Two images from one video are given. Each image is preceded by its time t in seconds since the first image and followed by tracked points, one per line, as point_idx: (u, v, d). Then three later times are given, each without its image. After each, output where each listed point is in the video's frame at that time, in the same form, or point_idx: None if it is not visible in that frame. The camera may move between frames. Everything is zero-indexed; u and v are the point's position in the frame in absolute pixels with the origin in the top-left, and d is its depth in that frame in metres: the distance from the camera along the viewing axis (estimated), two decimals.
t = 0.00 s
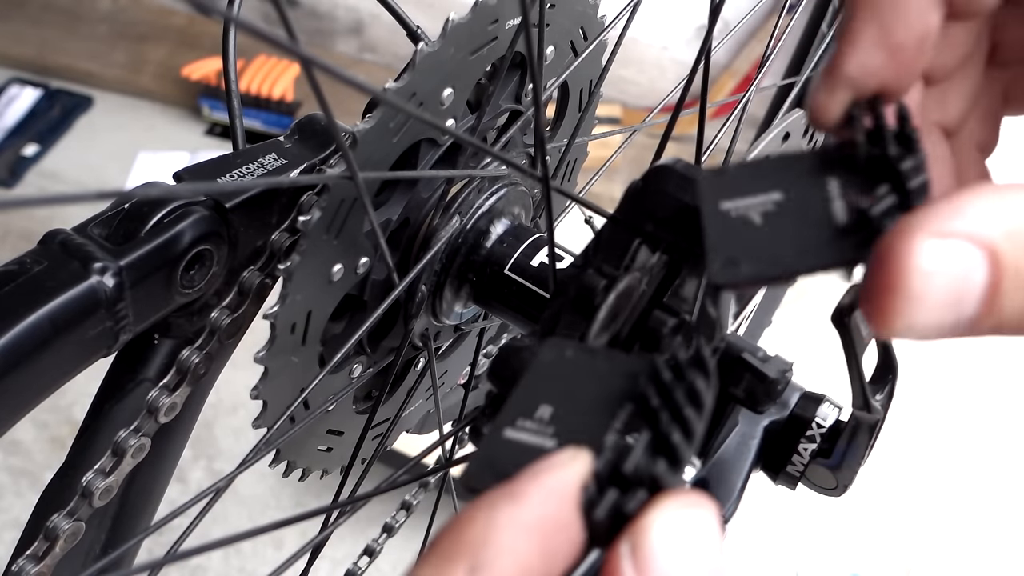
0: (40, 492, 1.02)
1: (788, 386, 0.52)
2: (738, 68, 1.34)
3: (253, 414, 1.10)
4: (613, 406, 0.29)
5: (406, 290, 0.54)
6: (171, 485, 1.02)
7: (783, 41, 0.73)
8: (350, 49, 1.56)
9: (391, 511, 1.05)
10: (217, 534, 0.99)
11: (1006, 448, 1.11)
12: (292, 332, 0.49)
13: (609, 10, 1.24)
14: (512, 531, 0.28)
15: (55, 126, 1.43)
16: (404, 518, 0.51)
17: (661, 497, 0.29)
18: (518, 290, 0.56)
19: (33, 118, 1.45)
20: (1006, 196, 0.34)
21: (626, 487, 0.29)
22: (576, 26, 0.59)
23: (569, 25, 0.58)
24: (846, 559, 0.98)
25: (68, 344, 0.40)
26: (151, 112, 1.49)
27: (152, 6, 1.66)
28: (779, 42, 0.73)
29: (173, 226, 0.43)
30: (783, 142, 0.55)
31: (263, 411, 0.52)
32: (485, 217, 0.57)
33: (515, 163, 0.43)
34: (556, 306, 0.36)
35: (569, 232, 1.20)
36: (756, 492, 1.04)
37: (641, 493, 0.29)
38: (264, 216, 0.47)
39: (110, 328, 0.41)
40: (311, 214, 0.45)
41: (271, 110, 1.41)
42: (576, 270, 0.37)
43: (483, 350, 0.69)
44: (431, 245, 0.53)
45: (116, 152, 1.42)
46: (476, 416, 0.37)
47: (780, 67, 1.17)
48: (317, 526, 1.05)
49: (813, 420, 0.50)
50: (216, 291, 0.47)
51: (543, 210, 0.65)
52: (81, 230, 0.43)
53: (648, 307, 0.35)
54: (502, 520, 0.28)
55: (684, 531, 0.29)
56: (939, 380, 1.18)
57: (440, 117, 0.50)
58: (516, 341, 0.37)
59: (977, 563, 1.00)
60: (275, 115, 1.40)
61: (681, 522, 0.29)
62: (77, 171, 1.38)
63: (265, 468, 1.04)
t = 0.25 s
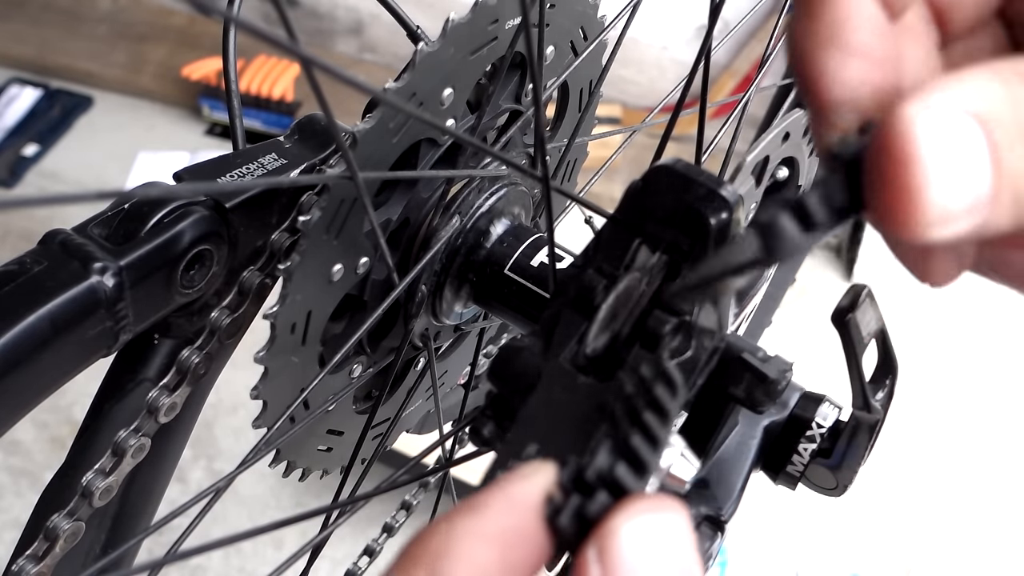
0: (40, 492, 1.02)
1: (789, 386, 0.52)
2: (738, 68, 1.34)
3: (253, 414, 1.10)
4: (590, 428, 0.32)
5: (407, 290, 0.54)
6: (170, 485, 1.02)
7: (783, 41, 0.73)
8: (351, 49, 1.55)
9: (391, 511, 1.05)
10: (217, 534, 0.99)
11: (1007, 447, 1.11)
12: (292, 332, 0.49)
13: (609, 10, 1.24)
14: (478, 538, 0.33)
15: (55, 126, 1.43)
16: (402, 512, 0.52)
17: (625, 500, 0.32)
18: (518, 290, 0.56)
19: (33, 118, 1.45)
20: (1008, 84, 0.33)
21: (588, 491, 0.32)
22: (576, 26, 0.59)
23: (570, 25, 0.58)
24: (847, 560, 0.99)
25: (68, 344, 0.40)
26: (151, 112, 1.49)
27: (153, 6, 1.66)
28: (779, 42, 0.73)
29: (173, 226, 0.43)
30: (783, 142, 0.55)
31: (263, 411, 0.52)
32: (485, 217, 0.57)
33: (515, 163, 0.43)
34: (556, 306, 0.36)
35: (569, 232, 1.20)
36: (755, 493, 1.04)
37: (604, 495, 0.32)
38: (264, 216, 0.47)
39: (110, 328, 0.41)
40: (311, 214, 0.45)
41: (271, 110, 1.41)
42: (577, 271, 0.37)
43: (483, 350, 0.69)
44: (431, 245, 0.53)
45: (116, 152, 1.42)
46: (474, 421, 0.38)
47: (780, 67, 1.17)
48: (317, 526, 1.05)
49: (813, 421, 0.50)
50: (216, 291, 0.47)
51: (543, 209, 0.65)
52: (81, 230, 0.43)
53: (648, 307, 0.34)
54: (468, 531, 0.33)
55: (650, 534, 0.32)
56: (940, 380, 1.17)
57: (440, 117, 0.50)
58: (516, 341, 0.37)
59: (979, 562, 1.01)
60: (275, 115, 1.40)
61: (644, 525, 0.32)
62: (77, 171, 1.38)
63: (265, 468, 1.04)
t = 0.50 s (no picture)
0: (40, 492, 1.02)
1: (789, 386, 0.52)
2: (738, 68, 1.34)
3: (254, 414, 1.10)
4: (580, 435, 0.31)
5: (407, 290, 0.54)
6: (171, 485, 1.02)
7: (783, 40, 0.73)
8: (351, 49, 1.55)
9: (391, 511, 1.05)
10: (217, 534, 0.99)
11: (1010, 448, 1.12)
12: (292, 332, 0.49)
13: (609, 10, 1.24)
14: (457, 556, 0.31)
15: (55, 126, 1.43)
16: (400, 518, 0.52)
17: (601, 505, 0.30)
18: (518, 290, 0.56)
19: (33, 118, 1.45)
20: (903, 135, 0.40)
21: (568, 494, 0.30)
22: (576, 26, 0.59)
23: (570, 25, 0.58)
24: (846, 559, 1.00)
25: (68, 344, 0.40)
26: (151, 112, 1.49)
27: (153, 7, 1.66)
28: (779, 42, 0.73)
29: (173, 226, 0.43)
30: (783, 141, 0.55)
31: (263, 411, 0.52)
32: (485, 217, 0.57)
33: (515, 163, 0.43)
34: (556, 306, 0.35)
35: (569, 232, 1.20)
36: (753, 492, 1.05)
37: (585, 499, 0.30)
38: (264, 216, 0.47)
39: (110, 328, 0.41)
40: (311, 214, 0.45)
41: (271, 110, 1.41)
42: (576, 270, 0.36)
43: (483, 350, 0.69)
44: (431, 245, 0.53)
45: (116, 152, 1.42)
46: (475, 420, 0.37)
47: (780, 67, 1.17)
48: (317, 526, 1.05)
49: (813, 421, 0.50)
50: (216, 291, 0.47)
51: (543, 210, 0.65)
52: (81, 230, 0.43)
53: (648, 307, 0.35)
54: (446, 540, 0.31)
55: (632, 542, 0.30)
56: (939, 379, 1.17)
57: (440, 117, 0.50)
58: (515, 340, 0.37)
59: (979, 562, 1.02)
60: (275, 115, 1.40)
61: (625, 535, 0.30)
62: (77, 171, 1.38)
63: (265, 467, 1.04)
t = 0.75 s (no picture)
0: (40, 492, 1.02)
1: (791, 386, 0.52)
2: (738, 68, 1.34)
3: (253, 414, 1.10)
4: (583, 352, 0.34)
5: (406, 290, 0.54)
6: (171, 485, 1.02)
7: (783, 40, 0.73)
8: (351, 49, 1.55)
9: (391, 511, 1.05)
10: (217, 534, 0.99)
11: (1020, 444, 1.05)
12: (292, 331, 0.49)
13: (609, 10, 1.23)
14: (513, 446, 0.34)
15: (55, 126, 1.43)
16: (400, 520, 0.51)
17: (620, 359, 0.32)
18: (518, 289, 0.56)
19: (33, 118, 1.45)
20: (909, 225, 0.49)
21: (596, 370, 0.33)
22: (576, 26, 0.59)
23: (570, 25, 0.58)
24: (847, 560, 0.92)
25: (68, 344, 0.40)
26: (151, 112, 1.49)
27: (153, 7, 1.66)
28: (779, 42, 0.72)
29: (173, 226, 0.43)
30: (783, 141, 0.55)
31: (263, 411, 0.52)
32: (485, 217, 0.57)
33: (515, 163, 0.44)
34: (555, 306, 0.35)
35: (569, 232, 1.20)
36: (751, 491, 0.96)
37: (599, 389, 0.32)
38: (264, 216, 0.47)
39: (110, 328, 0.41)
40: (311, 214, 0.45)
41: (271, 110, 1.41)
42: (577, 270, 0.36)
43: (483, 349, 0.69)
44: (431, 245, 0.53)
45: (116, 152, 1.42)
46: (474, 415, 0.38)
47: (779, 67, 1.17)
48: (317, 526, 1.05)
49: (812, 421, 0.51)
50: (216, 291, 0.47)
51: (543, 209, 0.65)
52: (81, 230, 0.43)
53: (648, 306, 0.35)
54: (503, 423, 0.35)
55: (663, 391, 0.31)
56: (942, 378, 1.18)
57: (440, 117, 0.50)
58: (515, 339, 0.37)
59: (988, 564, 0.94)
60: (275, 115, 1.40)
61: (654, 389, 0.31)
62: (77, 171, 1.38)
63: (265, 467, 1.04)
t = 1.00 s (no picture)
0: (40, 492, 1.02)
1: (789, 386, 0.52)
2: (738, 68, 1.34)
3: (253, 414, 1.10)
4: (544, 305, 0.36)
5: (407, 290, 0.54)
6: (170, 485, 1.02)
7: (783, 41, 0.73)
8: (351, 49, 1.55)
9: (391, 511, 1.05)
10: (217, 534, 0.99)
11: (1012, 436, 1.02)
12: (292, 332, 0.49)
13: (609, 10, 1.23)
14: (513, 406, 0.35)
15: (55, 126, 1.43)
16: (401, 512, 0.52)
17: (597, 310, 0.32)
18: (518, 290, 0.56)
19: (33, 118, 1.45)
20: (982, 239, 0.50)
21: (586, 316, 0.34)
22: (576, 26, 0.59)
23: (570, 25, 0.58)
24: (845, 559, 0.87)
25: (68, 344, 0.40)
26: (151, 112, 1.49)
27: (153, 7, 1.66)
28: (779, 42, 0.72)
29: (173, 226, 0.43)
30: (783, 141, 0.55)
31: (263, 411, 0.52)
32: (485, 217, 0.57)
33: (515, 163, 0.44)
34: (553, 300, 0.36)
35: (569, 232, 1.20)
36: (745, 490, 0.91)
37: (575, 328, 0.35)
38: (264, 216, 0.47)
39: (110, 328, 0.41)
40: (311, 214, 0.45)
41: (271, 110, 1.41)
42: (576, 270, 0.37)
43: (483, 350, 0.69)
44: (431, 245, 0.53)
45: (116, 152, 1.42)
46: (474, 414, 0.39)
47: (779, 67, 1.17)
48: (317, 526, 1.05)
49: (813, 421, 0.50)
50: (216, 291, 0.47)
51: (543, 210, 0.65)
52: (81, 231, 0.43)
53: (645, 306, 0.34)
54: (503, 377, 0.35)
55: (637, 340, 0.31)
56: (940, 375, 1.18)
57: (440, 117, 0.50)
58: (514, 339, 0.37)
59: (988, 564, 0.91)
60: (275, 115, 1.40)
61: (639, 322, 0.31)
62: (77, 171, 1.38)
63: (265, 467, 1.04)
